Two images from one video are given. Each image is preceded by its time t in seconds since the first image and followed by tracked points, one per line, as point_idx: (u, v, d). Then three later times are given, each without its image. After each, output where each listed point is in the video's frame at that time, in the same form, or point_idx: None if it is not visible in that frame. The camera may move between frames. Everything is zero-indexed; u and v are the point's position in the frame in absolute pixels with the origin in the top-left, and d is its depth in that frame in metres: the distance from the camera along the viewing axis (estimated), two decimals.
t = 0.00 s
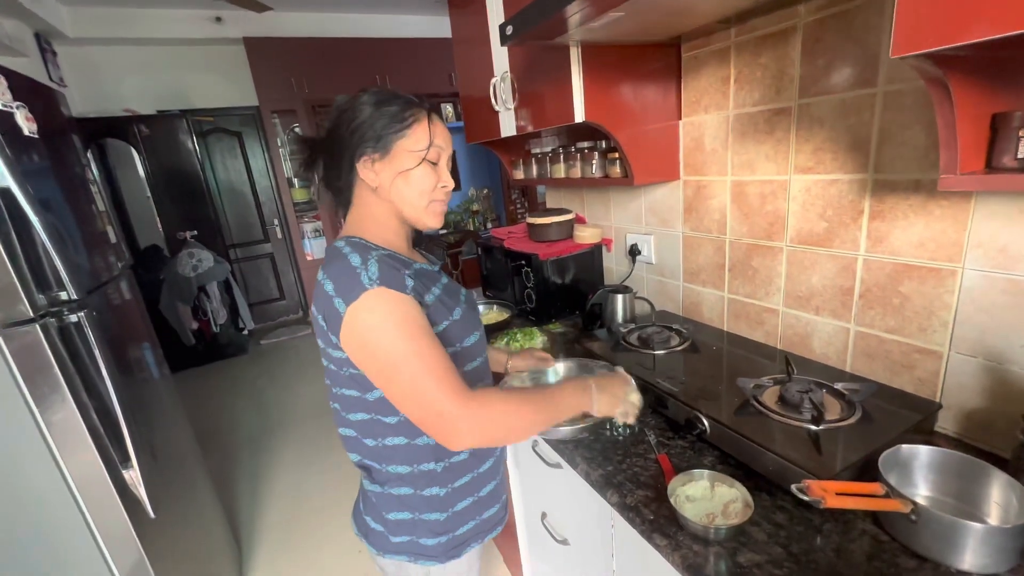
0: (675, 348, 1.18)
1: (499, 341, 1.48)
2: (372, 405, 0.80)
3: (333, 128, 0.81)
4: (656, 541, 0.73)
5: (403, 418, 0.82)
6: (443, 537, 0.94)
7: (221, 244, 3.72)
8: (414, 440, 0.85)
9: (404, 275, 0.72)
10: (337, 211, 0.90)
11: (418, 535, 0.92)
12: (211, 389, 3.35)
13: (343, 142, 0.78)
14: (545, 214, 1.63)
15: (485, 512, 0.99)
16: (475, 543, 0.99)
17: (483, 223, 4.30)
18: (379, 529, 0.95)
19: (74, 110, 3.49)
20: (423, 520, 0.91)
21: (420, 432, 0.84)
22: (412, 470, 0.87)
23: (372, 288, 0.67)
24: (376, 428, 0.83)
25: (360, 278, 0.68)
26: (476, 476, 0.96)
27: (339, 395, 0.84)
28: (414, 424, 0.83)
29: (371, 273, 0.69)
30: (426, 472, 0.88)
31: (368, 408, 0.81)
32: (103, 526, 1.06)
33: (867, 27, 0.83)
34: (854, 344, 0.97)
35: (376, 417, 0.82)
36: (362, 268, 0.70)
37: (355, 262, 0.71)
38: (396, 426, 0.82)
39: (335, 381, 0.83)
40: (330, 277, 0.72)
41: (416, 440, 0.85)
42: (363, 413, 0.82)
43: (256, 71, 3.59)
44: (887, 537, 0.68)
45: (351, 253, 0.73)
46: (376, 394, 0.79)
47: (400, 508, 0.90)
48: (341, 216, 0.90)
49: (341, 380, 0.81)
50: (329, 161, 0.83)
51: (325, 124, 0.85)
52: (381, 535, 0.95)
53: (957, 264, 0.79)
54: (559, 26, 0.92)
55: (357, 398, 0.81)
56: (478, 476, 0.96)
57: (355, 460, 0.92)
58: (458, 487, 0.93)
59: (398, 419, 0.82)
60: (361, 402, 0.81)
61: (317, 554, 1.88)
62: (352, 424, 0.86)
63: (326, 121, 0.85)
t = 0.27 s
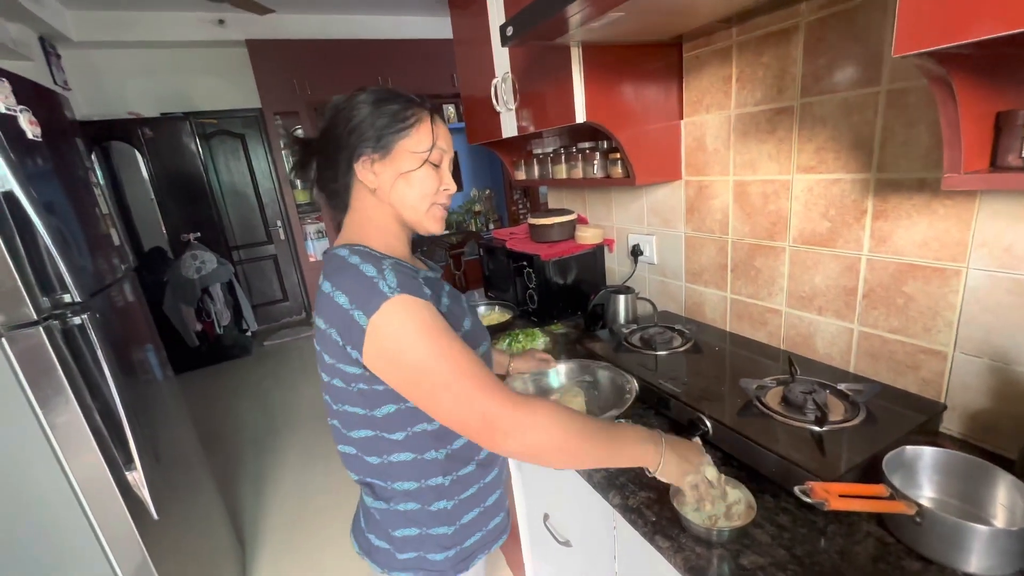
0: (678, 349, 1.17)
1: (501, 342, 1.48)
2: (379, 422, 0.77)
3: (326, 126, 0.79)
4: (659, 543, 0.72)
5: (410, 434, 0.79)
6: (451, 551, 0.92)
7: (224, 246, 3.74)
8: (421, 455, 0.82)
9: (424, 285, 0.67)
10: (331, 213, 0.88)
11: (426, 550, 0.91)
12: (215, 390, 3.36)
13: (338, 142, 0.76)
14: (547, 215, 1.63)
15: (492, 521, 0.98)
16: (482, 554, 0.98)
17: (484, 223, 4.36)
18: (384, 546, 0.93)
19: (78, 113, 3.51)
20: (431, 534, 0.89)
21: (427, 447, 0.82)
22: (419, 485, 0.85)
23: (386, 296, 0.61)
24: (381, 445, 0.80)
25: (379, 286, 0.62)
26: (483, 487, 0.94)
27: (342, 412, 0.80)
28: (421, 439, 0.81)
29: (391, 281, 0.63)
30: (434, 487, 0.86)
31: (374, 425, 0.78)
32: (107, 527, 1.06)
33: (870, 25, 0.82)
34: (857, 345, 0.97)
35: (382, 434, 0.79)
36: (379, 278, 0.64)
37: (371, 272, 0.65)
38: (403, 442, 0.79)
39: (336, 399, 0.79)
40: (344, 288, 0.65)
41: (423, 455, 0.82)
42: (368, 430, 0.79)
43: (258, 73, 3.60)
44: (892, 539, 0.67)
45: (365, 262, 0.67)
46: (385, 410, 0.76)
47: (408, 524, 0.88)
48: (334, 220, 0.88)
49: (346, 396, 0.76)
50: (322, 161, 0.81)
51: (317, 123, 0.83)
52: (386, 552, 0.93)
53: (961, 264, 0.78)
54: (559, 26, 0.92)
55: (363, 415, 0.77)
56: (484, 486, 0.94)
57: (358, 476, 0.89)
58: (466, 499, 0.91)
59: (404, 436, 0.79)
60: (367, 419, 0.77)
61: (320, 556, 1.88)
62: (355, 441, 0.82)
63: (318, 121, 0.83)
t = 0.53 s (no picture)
0: (677, 350, 1.17)
1: (500, 344, 1.48)
2: (386, 436, 0.75)
3: (319, 131, 0.77)
4: (658, 546, 0.72)
5: (414, 446, 0.78)
6: (457, 560, 0.92)
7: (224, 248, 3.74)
8: (426, 467, 0.81)
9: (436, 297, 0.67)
10: (323, 220, 0.86)
11: (431, 562, 0.90)
12: (216, 392, 3.36)
13: (336, 150, 0.75)
14: (547, 216, 1.63)
15: (495, 527, 0.98)
16: (485, 560, 0.98)
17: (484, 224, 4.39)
18: (388, 562, 0.91)
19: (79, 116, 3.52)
20: (437, 546, 0.88)
21: (432, 457, 0.81)
22: (425, 498, 0.84)
23: (401, 311, 0.61)
24: (386, 459, 0.78)
25: (395, 298, 0.62)
26: (485, 493, 0.94)
27: (344, 428, 0.78)
28: (426, 450, 0.80)
29: (406, 292, 0.63)
30: (440, 498, 0.85)
31: (379, 440, 0.76)
32: (106, 530, 1.06)
33: (868, 27, 0.82)
34: (857, 346, 0.97)
35: (385, 448, 0.77)
36: (394, 289, 0.63)
37: (384, 283, 0.64)
38: (408, 455, 0.78)
39: (337, 414, 0.77)
40: (355, 301, 0.64)
41: (428, 466, 0.81)
42: (371, 445, 0.77)
43: (258, 74, 3.59)
44: (892, 542, 0.67)
45: (376, 274, 0.66)
46: (391, 423, 0.74)
47: (413, 538, 0.87)
48: (328, 228, 0.86)
49: (351, 411, 0.74)
50: (316, 168, 0.79)
51: (307, 126, 0.80)
52: (391, 567, 0.91)
53: (961, 265, 0.78)
54: (558, 28, 0.92)
55: (368, 430, 0.75)
56: (487, 492, 0.94)
57: (359, 492, 0.87)
58: (470, 507, 0.91)
59: (409, 447, 0.78)
60: (371, 433, 0.76)
61: (321, 558, 1.88)
62: (357, 456, 0.80)
63: (308, 123, 0.80)
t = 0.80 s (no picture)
0: (678, 354, 1.18)
1: (501, 348, 1.48)
2: (388, 446, 0.75)
3: (310, 141, 0.78)
4: (658, 550, 0.72)
5: (416, 454, 0.78)
6: (460, 566, 0.93)
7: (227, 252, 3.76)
8: (428, 474, 0.81)
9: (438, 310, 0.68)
10: (317, 226, 0.88)
11: (434, 568, 0.90)
12: (219, 396, 3.37)
13: (324, 159, 0.75)
14: (548, 220, 1.63)
15: (495, 531, 0.98)
16: (487, 564, 0.99)
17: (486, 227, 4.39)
18: (392, 571, 0.91)
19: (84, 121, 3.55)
20: (439, 553, 0.89)
21: (434, 465, 0.81)
22: (427, 506, 0.84)
23: (407, 322, 0.61)
24: (389, 468, 0.79)
25: (401, 311, 0.63)
26: (485, 498, 0.94)
27: (346, 439, 0.78)
28: (428, 458, 0.80)
29: (412, 305, 0.63)
30: (442, 506, 0.85)
31: (381, 450, 0.77)
32: (109, 533, 1.07)
33: (866, 32, 0.83)
34: (857, 350, 0.97)
35: (388, 458, 0.78)
36: (399, 302, 0.64)
37: (388, 296, 0.65)
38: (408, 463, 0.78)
39: (337, 424, 0.77)
40: (359, 315, 0.64)
41: (430, 474, 0.81)
42: (373, 455, 0.77)
43: (261, 79, 3.62)
44: (891, 546, 0.67)
45: (382, 288, 0.67)
46: (394, 433, 0.74)
47: (417, 546, 0.87)
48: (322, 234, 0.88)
49: (353, 423, 0.74)
50: (308, 176, 0.80)
51: (297, 135, 0.81)
52: None
53: (960, 269, 0.78)
54: (558, 35, 0.92)
55: (370, 441, 0.75)
56: (487, 497, 0.94)
57: (362, 504, 0.87)
58: (471, 513, 0.91)
59: (411, 456, 0.78)
60: (373, 443, 0.76)
61: (323, 561, 1.88)
62: (359, 467, 0.80)
63: (299, 132, 0.81)
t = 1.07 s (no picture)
0: (680, 354, 1.17)
1: (504, 348, 1.48)
2: (387, 446, 0.76)
3: (310, 142, 0.78)
4: (660, 550, 0.72)
5: (415, 456, 0.79)
6: (460, 567, 0.92)
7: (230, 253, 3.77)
8: (428, 475, 0.81)
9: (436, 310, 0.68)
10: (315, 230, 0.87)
11: (434, 570, 0.90)
12: (222, 397, 3.38)
13: (324, 160, 0.75)
14: (550, 221, 1.63)
15: (496, 533, 0.98)
16: (488, 566, 0.99)
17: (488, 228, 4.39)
18: (393, 571, 0.91)
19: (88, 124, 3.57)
20: (439, 554, 0.89)
21: (434, 465, 0.81)
22: (427, 506, 0.84)
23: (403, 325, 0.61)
24: (388, 469, 0.79)
25: (395, 313, 0.63)
26: (486, 499, 0.94)
27: (345, 439, 0.78)
28: (427, 458, 0.80)
29: (406, 307, 0.63)
30: (442, 507, 0.85)
31: (379, 450, 0.77)
32: (114, 533, 1.07)
33: (867, 32, 0.83)
34: (860, 350, 0.97)
35: (387, 459, 0.78)
36: (394, 304, 0.64)
37: (384, 298, 0.65)
38: (407, 465, 0.78)
39: (337, 425, 0.77)
40: (355, 316, 0.65)
41: (430, 474, 0.82)
42: (372, 455, 0.78)
43: (264, 81, 3.64)
44: (895, 546, 0.67)
45: (377, 290, 0.67)
46: (393, 433, 0.75)
47: (417, 547, 0.87)
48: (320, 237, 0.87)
49: (352, 423, 0.75)
50: (306, 178, 0.80)
51: (296, 137, 0.81)
52: None
53: (963, 269, 0.78)
54: (559, 35, 0.92)
55: (370, 441, 0.75)
56: (487, 498, 0.94)
57: (363, 505, 0.87)
58: (471, 514, 0.91)
59: (411, 457, 0.78)
60: (372, 443, 0.76)
61: (326, 561, 1.88)
62: (359, 467, 0.80)
63: (297, 135, 0.81)
